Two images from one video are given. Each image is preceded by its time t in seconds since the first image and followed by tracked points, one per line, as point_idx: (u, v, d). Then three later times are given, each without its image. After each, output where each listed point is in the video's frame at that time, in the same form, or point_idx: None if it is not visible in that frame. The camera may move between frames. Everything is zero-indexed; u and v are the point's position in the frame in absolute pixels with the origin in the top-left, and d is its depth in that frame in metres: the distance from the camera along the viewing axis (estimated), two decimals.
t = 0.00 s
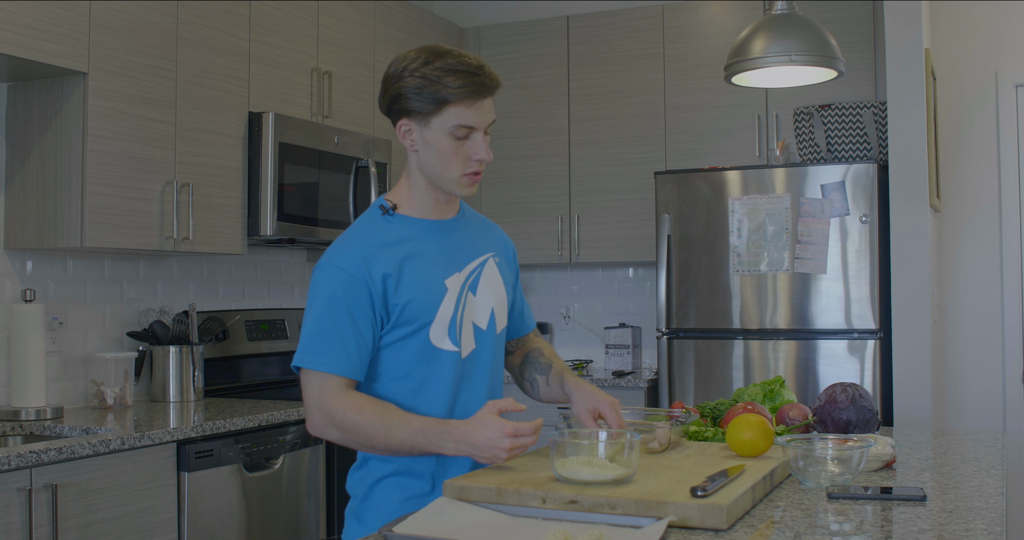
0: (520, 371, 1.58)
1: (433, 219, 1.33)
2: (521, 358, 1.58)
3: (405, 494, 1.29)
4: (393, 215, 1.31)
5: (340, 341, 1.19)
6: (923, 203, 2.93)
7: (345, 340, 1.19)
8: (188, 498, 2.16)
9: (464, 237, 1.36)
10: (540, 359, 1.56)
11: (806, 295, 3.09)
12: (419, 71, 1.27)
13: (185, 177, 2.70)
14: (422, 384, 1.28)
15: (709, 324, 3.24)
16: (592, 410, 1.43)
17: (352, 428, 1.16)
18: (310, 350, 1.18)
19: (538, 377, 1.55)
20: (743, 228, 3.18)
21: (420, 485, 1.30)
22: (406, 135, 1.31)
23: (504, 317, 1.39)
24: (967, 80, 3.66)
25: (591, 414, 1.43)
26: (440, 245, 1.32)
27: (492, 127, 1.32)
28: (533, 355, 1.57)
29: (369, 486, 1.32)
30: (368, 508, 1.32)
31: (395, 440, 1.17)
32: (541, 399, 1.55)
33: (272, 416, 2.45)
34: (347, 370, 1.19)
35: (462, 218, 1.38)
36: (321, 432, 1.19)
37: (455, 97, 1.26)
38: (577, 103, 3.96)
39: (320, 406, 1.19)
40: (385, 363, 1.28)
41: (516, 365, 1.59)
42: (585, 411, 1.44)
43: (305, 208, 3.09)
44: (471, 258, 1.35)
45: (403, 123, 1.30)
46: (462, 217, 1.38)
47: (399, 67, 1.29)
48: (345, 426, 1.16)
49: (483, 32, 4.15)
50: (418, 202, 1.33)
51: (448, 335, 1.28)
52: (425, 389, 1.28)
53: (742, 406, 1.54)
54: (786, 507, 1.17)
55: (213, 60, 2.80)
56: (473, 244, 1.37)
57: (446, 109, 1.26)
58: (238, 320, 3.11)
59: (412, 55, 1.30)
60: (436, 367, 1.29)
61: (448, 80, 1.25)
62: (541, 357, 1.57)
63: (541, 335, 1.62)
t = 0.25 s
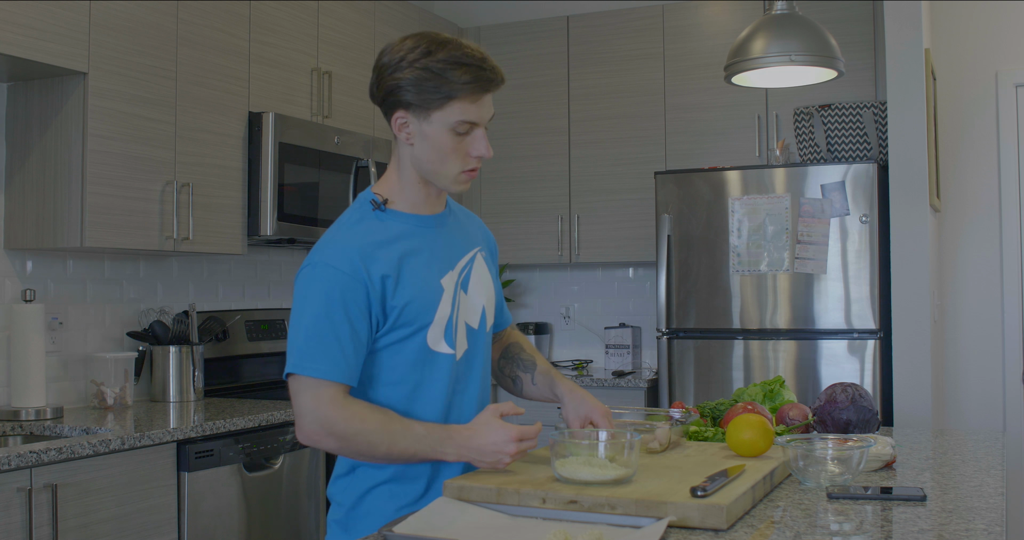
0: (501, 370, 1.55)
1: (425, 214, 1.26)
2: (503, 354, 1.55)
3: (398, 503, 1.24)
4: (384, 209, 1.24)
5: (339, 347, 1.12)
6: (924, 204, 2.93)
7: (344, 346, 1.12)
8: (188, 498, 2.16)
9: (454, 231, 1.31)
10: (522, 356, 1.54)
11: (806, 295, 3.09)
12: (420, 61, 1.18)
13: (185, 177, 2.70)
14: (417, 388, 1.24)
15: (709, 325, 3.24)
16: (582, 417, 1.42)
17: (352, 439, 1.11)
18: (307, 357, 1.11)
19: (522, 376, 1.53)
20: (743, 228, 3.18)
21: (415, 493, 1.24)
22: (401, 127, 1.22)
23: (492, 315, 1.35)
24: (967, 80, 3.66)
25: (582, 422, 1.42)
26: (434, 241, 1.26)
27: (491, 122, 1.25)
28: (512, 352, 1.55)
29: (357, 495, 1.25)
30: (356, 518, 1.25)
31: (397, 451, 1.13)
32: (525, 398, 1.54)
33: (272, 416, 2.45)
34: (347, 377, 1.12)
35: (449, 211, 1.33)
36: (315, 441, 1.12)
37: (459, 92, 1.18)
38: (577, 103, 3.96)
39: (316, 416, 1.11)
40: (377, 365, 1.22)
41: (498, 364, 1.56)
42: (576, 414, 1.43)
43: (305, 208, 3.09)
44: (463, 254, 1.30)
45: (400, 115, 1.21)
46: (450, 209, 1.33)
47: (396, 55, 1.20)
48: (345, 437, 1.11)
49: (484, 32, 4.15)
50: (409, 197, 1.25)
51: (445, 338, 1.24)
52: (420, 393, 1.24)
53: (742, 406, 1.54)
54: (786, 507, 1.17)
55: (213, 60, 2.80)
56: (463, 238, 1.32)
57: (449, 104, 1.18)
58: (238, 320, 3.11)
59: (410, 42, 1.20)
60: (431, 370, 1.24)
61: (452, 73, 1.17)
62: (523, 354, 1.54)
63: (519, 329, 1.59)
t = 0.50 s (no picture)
0: (494, 363, 1.54)
1: (418, 213, 1.26)
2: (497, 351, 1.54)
3: (391, 509, 1.22)
4: (377, 209, 1.22)
5: (337, 354, 1.10)
6: (924, 204, 2.93)
7: (341, 352, 1.11)
8: (188, 498, 2.16)
9: (445, 231, 1.30)
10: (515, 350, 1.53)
11: (806, 295, 3.09)
12: (419, 57, 1.17)
13: (184, 177, 2.69)
14: (410, 393, 1.23)
15: (709, 325, 3.24)
16: (584, 411, 1.42)
17: (350, 447, 1.10)
18: (304, 364, 1.09)
19: (518, 369, 1.52)
20: (743, 228, 3.18)
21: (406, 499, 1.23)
22: (398, 124, 1.21)
23: (479, 316, 1.36)
24: (967, 80, 3.66)
25: (584, 415, 1.42)
26: (427, 243, 1.25)
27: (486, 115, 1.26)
28: (507, 345, 1.54)
29: (347, 503, 1.23)
30: (347, 526, 1.23)
31: (395, 458, 1.13)
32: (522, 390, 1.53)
33: (272, 416, 2.45)
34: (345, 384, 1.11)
35: (437, 209, 1.32)
36: (310, 450, 1.11)
37: (460, 87, 1.18)
38: (577, 103, 3.96)
39: (312, 424, 1.10)
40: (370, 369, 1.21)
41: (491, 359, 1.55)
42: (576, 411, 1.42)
43: (305, 208, 3.09)
44: (454, 255, 1.30)
45: (397, 111, 1.20)
46: (438, 208, 1.32)
47: (392, 50, 1.19)
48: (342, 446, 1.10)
49: (484, 32, 4.15)
50: (404, 196, 1.25)
51: (439, 341, 1.24)
52: (413, 397, 1.23)
53: (742, 405, 1.54)
54: (786, 507, 1.17)
55: (213, 60, 2.80)
56: (452, 237, 1.32)
57: (450, 99, 1.18)
58: (238, 320, 3.11)
59: (405, 36, 1.19)
60: (424, 373, 1.24)
61: (454, 68, 1.17)
62: (517, 347, 1.53)
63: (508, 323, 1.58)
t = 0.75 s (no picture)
0: (488, 364, 1.53)
1: (413, 211, 1.25)
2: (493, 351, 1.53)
3: (387, 511, 1.22)
4: (371, 205, 1.22)
5: (331, 351, 1.10)
6: (924, 205, 2.93)
7: (335, 350, 1.10)
8: (188, 499, 2.16)
9: (440, 229, 1.30)
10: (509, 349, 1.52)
11: (806, 295, 3.09)
12: (407, 44, 1.17)
13: (184, 177, 2.69)
14: (405, 391, 1.23)
15: (709, 325, 3.24)
16: (584, 405, 1.42)
17: (344, 446, 1.10)
18: (297, 362, 1.08)
19: (513, 368, 1.51)
20: (743, 228, 3.18)
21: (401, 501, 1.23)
22: (388, 114, 1.21)
23: (476, 315, 1.36)
24: (967, 80, 3.66)
25: (584, 409, 1.42)
26: (422, 240, 1.25)
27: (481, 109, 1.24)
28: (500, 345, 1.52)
29: (343, 505, 1.23)
30: (343, 529, 1.23)
31: (389, 456, 1.12)
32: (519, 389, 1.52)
33: (272, 417, 2.45)
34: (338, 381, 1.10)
35: (433, 207, 1.32)
36: (303, 450, 1.11)
37: (447, 74, 1.17)
38: (577, 103, 3.95)
39: (305, 424, 1.09)
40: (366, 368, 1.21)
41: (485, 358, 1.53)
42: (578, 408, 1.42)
43: (305, 208, 3.09)
44: (450, 253, 1.30)
45: (385, 101, 1.20)
46: (433, 206, 1.32)
47: (382, 40, 1.20)
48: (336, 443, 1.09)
49: (483, 32, 4.15)
50: (396, 190, 1.24)
51: (435, 339, 1.23)
52: (408, 396, 1.23)
53: (742, 406, 1.54)
54: (786, 507, 1.17)
55: (213, 60, 2.80)
56: (448, 236, 1.31)
57: (437, 86, 1.18)
58: (238, 320, 3.11)
59: (396, 27, 1.20)
60: (420, 371, 1.23)
61: (440, 54, 1.17)
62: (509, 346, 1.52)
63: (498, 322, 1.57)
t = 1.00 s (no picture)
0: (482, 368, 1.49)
1: (405, 206, 1.26)
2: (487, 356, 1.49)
3: (387, 506, 1.21)
4: (361, 201, 1.23)
5: (314, 339, 1.09)
6: (924, 205, 2.93)
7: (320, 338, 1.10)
8: (188, 499, 2.16)
9: (434, 225, 1.30)
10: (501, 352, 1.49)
11: (806, 295, 3.09)
12: (392, 29, 1.21)
13: (185, 177, 2.70)
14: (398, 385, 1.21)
15: (709, 325, 3.24)
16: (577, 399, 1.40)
17: (321, 417, 1.07)
18: (283, 350, 1.08)
19: (506, 369, 1.48)
20: (743, 228, 3.18)
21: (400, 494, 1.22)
22: (374, 98, 1.23)
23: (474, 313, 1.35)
24: (967, 80, 3.66)
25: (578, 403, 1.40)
26: (413, 234, 1.25)
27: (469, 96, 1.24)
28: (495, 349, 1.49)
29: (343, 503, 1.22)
30: (346, 527, 1.22)
31: (365, 419, 1.07)
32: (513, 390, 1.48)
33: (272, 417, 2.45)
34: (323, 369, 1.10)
35: (429, 206, 1.32)
36: (291, 435, 1.10)
37: (426, 52, 1.19)
38: (577, 103, 3.95)
39: (288, 407, 1.09)
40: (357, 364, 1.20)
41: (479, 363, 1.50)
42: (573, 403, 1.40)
43: (305, 208, 3.09)
44: (444, 249, 1.29)
45: (371, 85, 1.23)
46: (430, 205, 1.32)
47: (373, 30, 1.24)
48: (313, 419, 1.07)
49: (484, 32, 4.15)
50: (384, 177, 1.25)
51: (426, 332, 1.23)
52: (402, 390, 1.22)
53: (742, 406, 1.54)
54: (786, 507, 1.17)
55: (213, 60, 2.80)
56: (443, 234, 1.31)
57: (417, 64, 1.20)
58: (238, 320, 3.11)
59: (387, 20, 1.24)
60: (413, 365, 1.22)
61: (419, 32, 1.19)
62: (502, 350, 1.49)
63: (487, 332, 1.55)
